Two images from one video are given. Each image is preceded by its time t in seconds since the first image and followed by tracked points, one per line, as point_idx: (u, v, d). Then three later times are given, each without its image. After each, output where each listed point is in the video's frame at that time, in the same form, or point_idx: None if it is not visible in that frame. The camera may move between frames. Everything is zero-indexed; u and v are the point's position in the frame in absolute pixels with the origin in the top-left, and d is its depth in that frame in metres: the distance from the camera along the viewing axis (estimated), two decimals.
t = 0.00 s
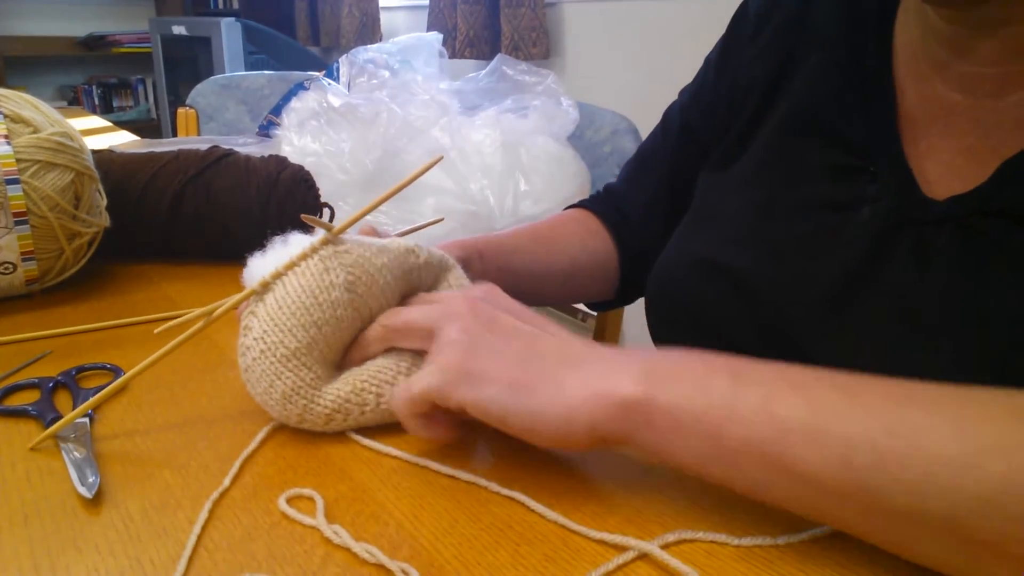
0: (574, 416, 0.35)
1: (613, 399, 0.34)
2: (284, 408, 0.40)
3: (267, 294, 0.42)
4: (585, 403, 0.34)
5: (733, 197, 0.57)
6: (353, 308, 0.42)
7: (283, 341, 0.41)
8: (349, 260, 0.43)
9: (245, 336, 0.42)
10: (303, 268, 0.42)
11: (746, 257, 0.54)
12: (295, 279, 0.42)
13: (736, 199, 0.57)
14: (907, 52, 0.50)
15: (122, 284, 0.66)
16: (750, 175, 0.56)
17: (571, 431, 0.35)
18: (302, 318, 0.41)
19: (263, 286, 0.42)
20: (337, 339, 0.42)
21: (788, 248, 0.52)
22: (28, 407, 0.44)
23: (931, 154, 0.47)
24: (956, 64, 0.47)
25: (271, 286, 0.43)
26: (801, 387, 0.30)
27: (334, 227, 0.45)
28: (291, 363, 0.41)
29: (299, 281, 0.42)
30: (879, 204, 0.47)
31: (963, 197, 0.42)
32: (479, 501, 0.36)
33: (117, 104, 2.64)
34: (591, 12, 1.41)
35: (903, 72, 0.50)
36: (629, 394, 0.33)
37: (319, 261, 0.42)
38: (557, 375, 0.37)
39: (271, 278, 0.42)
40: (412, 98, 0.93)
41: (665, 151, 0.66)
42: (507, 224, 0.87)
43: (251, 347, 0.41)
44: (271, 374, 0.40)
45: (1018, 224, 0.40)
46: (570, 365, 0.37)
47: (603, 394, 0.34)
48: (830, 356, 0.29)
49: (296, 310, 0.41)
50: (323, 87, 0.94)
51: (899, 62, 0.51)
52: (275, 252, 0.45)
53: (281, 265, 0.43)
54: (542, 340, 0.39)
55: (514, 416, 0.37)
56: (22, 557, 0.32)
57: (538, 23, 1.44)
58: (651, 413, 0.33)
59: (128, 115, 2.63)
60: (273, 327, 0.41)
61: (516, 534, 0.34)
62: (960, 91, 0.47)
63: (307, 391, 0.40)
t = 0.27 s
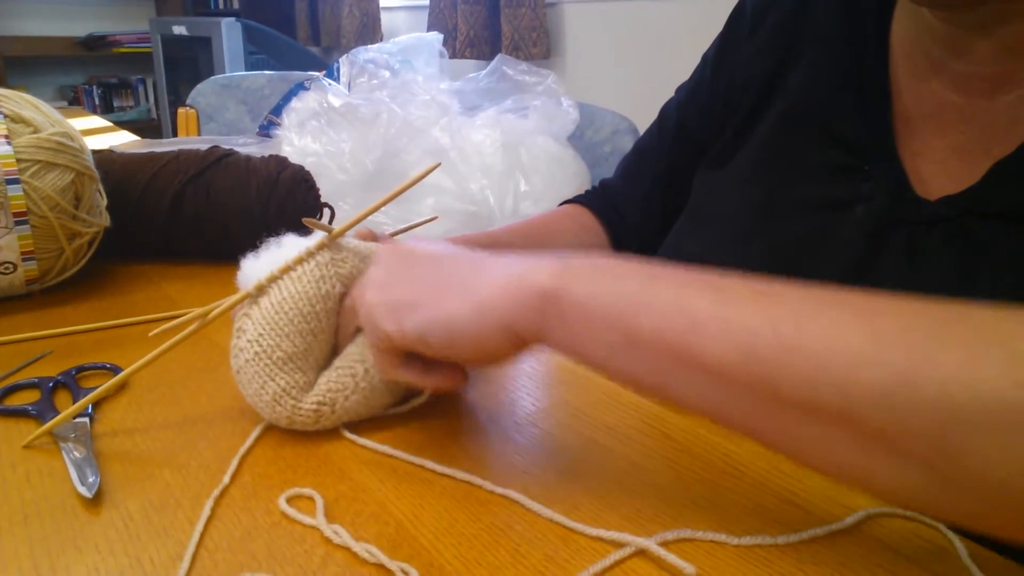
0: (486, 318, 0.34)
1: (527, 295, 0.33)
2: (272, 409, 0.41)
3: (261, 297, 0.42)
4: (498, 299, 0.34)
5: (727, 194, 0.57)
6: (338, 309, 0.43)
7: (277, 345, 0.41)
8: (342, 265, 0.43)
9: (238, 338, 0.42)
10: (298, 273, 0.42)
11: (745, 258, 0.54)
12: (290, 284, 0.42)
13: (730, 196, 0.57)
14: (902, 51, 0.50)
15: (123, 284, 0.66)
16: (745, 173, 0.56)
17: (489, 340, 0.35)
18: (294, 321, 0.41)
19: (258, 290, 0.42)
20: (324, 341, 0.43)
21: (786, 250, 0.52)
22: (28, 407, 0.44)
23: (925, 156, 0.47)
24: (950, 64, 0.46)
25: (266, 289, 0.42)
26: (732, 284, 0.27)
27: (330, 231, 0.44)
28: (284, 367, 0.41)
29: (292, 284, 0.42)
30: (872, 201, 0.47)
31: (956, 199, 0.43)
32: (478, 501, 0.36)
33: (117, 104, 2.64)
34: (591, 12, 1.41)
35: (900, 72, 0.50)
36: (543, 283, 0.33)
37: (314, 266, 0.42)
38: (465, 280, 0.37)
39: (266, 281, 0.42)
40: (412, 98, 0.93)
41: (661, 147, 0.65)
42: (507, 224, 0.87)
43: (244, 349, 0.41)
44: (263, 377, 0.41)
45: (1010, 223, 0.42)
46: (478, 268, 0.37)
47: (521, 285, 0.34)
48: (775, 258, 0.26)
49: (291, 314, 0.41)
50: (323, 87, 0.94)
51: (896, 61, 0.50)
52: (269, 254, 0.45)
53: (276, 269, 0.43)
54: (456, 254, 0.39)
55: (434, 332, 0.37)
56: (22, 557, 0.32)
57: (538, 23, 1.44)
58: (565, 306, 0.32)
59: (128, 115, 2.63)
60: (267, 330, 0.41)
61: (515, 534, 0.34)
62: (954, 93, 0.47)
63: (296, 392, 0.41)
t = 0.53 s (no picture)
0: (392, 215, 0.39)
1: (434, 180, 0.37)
2: (267, 403, 0.40)
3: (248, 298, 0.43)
4: (412, 191, 0.38)
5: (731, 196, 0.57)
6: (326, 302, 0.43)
7: (268, 340, 0.41)
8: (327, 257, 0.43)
9: (229, 338, 0.42)
10: (284, 272, 0.43)
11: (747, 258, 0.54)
12: (278, 281, 0.42)
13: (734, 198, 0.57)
14: (907, 52, 0.50)
15: (123, 285, 0.66)
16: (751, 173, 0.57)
17: (403, 228, 0.39)
18: (282, 313, 0.41)
19: (245, 290, 0.43)
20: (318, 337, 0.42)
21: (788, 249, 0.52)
22: (28, 408, 0.44)
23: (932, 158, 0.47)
24: (959, 67, 0.47)
25: (252, 290, 0.43)
26: (732, 243, 0.26)
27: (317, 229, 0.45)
28: (277, 360, 0.41)
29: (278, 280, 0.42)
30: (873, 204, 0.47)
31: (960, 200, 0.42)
32: (478, 501, 0.36)
33: (117, 104, 2.64)
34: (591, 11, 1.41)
35: (903, 73, 0.50)
36: (442, 163, 0.37)
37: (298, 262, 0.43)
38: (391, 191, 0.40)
39: (252, 281, 0.43)
40: (412, 97, 0.93)
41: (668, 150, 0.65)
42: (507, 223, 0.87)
43: (235, 347, 0.41)
44: (256, 372, 0.40)
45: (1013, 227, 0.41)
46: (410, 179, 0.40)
47: (429, 167, 0.38)
48: (771, 217, 0.25)
49: (279, 308, 0.41)
50: (322, 87, 0.94)
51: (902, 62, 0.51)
52: (251, 258, 0.45)
53: (263, 268, 0.43)
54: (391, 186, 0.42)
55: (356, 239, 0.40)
56: (23, 558, 0.32)
57: (538, 23, 1.44)
58: (462, 183, 0.36)
59: (128, 115, 2.63)
60: (257, 326, 0.41)
61: (516, 535, 0.34)
62: (963, 90, 0.47)
63: (289, 384, 0.40)
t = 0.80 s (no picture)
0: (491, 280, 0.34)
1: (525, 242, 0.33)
2: (272, 404, 0.40)
3: (255, 296, 0.42)
4: (495, 270, 0.34)
5: (733, 199, 0.57)
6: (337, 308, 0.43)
7: (274, 340, 0.41)
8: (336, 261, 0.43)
9: (235, 337, 0.42)
10: (291, 270, 0.42)
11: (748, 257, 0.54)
12: (285, 280, 0.42)
13: (735, 199, 0.57)
14: (919, 51, 0.50)
15: (123, 284, 0.66)
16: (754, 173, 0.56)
17: (486, 296, 0.34)
18: (291, 314, 0.41)
19: (252, 288, 0.42)
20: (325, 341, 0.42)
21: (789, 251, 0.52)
22: (28, 407, 0.44)
23: (937, 159, 0.47)
24: (965, 67, 0.47)
25: (259, 288, 0.42)
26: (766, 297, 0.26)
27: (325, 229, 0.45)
28: (282, 361, 0.41)
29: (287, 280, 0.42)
30: (884, 205, 0.47)
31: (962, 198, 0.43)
32: (478, 501, 0.36)
33: (117, 104, 2.64)
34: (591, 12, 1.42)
35: (910, 74, 0.50)
36: (537, 247, 0.32)
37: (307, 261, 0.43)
38: (459, 247, 0.36)
39: (260, 279, 0.42)
40: (412, 98, 0.93)
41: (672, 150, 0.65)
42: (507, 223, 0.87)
43: (241, 346, 0.41)
44: (261, 371, 0.40)
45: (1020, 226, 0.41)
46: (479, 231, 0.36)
47: (511, 249, 0.33)
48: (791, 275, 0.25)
49: (286, 308, 0.41)
50: (323, 88, 0.94)
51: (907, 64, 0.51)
52: (260, 255, 0.45)
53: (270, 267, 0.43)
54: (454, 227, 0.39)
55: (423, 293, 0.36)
56: (23, 558, 0.32)
57: (538, 24, 1.44)
58: (562, 268, 0.31)
59: (128, 115, 2.63)
60: (263, 326, 0.41)
61: (516, 535, 0.34)
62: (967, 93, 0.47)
63: (296, 388, 0.40)
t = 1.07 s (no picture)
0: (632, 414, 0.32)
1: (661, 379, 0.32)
2: (283, 401, 0.40)
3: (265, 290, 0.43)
4: (621, 404, 0.33)
5: (740, 199, 0.57)
6: (353, 307, 0.43)
7: (284, 334, 0.41)
8: (346, 255, 0.43)
9: (245, 332, 0.42)
10: (300, 264, 0.43)
11: (756, 258, 0.53)
12: (293, 274, 0.42)
13: (741, 200, 0.57)
14: (920, 48, 0.50)
15: (123, 284, 0.66)
16: (759, 173, 0.56)
17: (615, 433, 0.33)
18: (302, 309, 0.41)
19: (261, 283, 0.43)
20: (336, 338, 0.42)
21: (797, 251, 0.52)
22: (28, 407, 0.44)
23: (943, 159, 0.47)
24: (967, 65, 0.47)
25: (268, 281, 0.43)
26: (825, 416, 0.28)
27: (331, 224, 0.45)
28: (292, 356, 0.41)
29: (297, 275, 0.42)
30: (890, 204, 0.47)
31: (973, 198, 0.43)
32: (478, 501, 0.36)
33: (117, 104, 2.64)
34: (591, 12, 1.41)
35: (914, 72, 0.50)
36: (677, 389, 0.31)
37: (316, 255, 0.43)
38: (589, 374, 0.35)
39: (268, 274, 0.43)
40: (412, 97, 0.93)
41: (671, 152, 0.65)
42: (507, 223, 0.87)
43: (252, 342, 0.41)
44: (273, 367, 0.41)
45: None
46: (605, 357, 0.36)
47: (641, 384, 0.32)
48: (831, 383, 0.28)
49: (295, 302, 0.41)
50: (323, 87, 0.94)
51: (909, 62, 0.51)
52: (270, 249, 0.45)
53: (279, 262, 0.43)
54: (576, 342, 0.38)
55: (540, 420, 0.35)
56: (22, 558, 0.32)
57: (538, 23, 1.44)
58: (706, 411, 0.31)
59: (128, 114, 2.63)
60: (274, 320, 0.41)
61: (516, 535, 0.34)
62: (972, 92, 0.47)
63: (311, 387, 0.40)
